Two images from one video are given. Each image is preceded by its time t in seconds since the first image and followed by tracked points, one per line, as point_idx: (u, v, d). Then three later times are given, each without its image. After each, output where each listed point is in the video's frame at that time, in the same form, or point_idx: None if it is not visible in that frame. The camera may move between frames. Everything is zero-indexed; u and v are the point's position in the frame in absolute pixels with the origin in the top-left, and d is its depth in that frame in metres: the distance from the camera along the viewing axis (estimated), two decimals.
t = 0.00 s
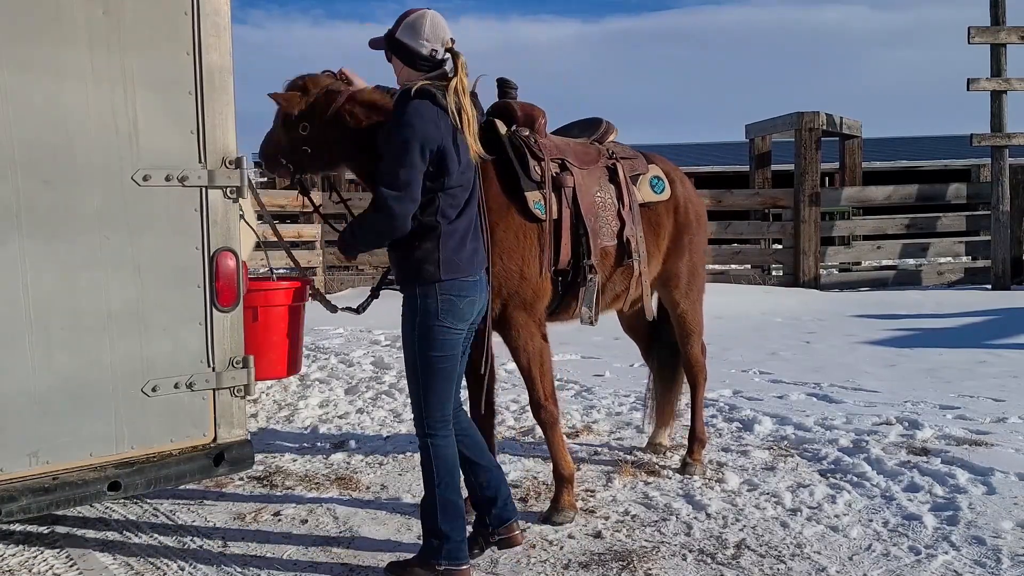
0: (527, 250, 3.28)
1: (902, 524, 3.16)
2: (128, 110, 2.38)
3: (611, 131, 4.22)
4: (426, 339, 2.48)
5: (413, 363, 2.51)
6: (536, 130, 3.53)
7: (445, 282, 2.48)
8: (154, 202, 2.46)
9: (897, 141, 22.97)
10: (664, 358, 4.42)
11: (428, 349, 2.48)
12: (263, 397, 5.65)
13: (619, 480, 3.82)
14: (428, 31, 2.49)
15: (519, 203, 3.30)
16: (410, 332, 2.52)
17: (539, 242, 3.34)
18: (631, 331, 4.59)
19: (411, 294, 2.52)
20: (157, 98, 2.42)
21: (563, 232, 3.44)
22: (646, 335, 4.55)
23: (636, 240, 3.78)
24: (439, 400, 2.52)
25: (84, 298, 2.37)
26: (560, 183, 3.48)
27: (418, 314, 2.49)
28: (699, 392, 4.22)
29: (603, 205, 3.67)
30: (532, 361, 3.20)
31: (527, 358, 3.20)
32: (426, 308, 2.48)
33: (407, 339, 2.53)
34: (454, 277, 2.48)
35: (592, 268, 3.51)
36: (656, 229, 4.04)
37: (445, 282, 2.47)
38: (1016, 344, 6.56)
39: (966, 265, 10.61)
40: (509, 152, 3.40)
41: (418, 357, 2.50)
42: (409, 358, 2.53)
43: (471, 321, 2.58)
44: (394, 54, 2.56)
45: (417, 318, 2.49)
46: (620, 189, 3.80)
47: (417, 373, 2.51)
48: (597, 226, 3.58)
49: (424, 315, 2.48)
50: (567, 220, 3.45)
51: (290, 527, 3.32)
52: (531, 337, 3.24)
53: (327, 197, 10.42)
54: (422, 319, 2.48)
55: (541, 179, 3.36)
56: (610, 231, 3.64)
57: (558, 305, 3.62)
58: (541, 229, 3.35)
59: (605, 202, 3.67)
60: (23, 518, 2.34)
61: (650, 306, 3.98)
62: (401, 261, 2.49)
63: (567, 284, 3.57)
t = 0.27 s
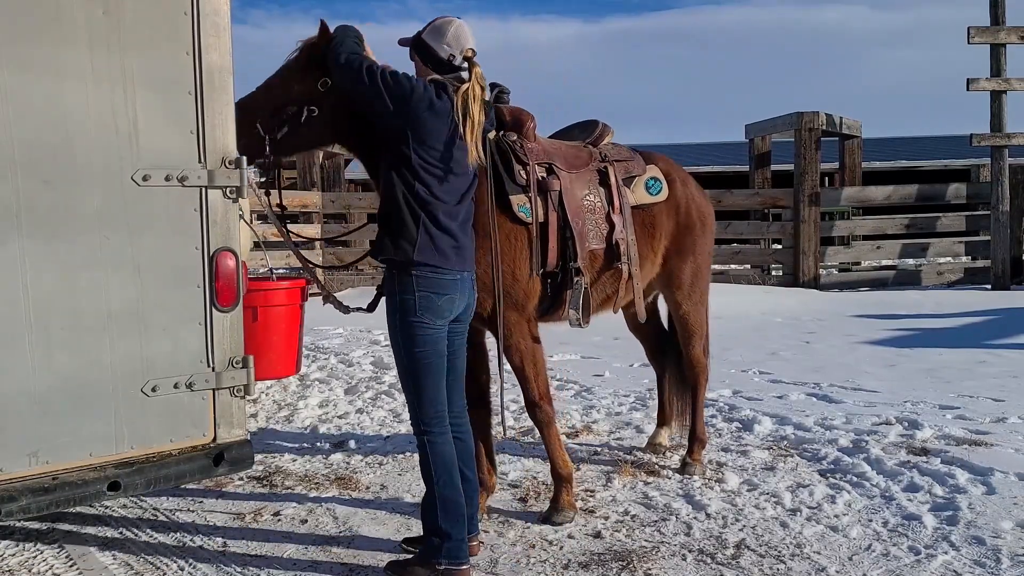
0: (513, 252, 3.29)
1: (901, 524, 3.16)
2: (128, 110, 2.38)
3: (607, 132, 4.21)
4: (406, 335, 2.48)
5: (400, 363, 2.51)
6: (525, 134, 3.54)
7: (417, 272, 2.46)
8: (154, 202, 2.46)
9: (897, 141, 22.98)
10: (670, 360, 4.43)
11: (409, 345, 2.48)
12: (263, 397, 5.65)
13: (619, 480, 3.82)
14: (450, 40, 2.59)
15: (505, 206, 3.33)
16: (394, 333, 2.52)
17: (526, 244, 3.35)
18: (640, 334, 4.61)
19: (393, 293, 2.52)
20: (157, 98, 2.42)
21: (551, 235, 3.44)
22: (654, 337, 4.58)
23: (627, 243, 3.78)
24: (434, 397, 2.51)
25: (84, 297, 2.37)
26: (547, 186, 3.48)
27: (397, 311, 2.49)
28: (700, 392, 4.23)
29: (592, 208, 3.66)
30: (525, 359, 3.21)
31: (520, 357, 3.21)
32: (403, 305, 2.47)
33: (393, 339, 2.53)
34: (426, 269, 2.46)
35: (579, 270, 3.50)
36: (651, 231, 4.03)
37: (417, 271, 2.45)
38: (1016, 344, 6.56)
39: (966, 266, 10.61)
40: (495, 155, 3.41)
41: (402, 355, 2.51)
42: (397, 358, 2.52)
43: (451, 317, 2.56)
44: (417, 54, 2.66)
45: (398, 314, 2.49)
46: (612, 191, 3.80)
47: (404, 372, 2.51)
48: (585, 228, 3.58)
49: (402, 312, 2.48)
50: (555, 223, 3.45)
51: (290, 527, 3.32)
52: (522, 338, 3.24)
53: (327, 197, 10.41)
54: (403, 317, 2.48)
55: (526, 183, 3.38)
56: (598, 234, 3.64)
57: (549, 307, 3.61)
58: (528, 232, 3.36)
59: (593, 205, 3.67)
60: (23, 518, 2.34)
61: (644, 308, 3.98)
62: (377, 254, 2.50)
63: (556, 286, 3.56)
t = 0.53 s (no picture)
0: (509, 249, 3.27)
1: (902, 524, 3.16)
2: (128, 110, 2.38)
3: (592, 135, 4.19)
4: (430, 335, 2.48)
5: (416, 361, 2.51)
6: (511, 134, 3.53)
7: (456, 267, 2.47)
8: (154, 202, 2.45)
9: (898, 140, 22.98)
10: (668, 360, 4.44)
11: (433, 345, 2.49)
12: (263, 397, 5.65)
13: (619, 480, 3.82)
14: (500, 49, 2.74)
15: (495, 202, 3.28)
16: (412, 331, 2.52)
17: (523, 241, 3.34)
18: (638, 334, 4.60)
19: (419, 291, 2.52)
20: (157, 98, 2.42)
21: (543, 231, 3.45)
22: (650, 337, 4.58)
23: (619, 240, 3.77)
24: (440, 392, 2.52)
25: (83, 297, 2.37)
26: (538, 184, 3.51)
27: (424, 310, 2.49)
28: (698, 391, 4.21)
29: (582, 206, 3.67)
30: (523, 356, 3.21)
31: (520, 354, 3.20)
32: (432, 303, 2.48)
33: (411, 337, 2.53)
34: (459, 264, 2.48)
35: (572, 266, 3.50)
36: (641, 229, 4.04)
37: (457, 266, 2.47)
38: (1016, 344, 6.56)
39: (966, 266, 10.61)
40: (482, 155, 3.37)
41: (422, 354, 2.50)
42: (411, 356, 2.53)
43: (477, 319, 2.59)
44: (465, 55, 2.78)
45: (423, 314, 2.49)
46: (601, 189, 3.81)
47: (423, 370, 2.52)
48: (575, 225, 3.58)
49: (429, 310, 2.48)
50: (547, 220, 3.47)
51: (290, 527, 3.32)
52: (522, 334, 3.24)
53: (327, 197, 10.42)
54: (426, 315, 2.49)
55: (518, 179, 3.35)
56: (590, 231, 3.64)
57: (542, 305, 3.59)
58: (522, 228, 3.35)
59: (583, 203, 3.67)
60: (22, 518, 2.33)
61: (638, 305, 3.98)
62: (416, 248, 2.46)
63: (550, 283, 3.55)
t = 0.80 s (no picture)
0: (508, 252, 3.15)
1: (901, 524, 3.16)
2: (128, 110, 2.38)
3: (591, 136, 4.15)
4: (522, 337, 2.54)
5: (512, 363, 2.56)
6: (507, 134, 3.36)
7: (538, 261, 2.53)
8: (154, 202, 2.45)
9: (898, 140, 22.97)
10: (662, 357, 4.43)
11: (524, 346, 2.55)
12: (263, 397, 5.65)
13: (619, 480, 3.82)
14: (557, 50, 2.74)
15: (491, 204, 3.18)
16: (499, 334, 2.55)
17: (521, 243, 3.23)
18: (631, 332, 4.59)
19: (498, 293, 2.52)
20: (157, 98, 2.42)
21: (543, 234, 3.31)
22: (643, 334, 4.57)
23: (616, 241, 3.77)
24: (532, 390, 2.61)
25: (84, 297, 2.37)
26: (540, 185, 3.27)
27: (512, 313, 2.51)
28: (694, 391, 4.23)
29: (582, 208, 3.64)
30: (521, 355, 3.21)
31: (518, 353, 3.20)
32: (520, 305, 2.51)
33: (499, 340, 2.55)
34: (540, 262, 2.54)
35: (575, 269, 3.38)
36: (635, 230, 4.05)
37: (539, 260, 2.53)
38: (1016, 344, 6.56)
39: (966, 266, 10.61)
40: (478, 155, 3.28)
41: (512, 355, 2.55)
42: (501, 358, 2.56)
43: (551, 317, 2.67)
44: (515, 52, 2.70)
45: (512, 317, 2.52)
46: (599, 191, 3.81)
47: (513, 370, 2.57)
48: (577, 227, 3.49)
49: (519, 312, 2.51)
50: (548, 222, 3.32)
51: (290, 527, 3.32)
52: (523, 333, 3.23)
53: (327, 197, 10.42)
54: (518, 318, 2.52)
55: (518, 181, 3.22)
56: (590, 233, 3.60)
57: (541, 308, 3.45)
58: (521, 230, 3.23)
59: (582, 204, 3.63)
60: (22, 518, 2.34)
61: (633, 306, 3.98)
62: (505, 247, 2.47)
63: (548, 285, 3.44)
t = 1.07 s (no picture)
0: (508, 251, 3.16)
1: (901, 524, 3.16)
2: (128, 110, 2.38)
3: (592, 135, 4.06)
4: (528, 333, 2.54)
5: (513, 358, 2.55)
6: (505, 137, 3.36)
7: (551, 268, 2.56)
8: (154, 202, 2.45)
9: (898, 140, 22.95)
10: (663, 356, 4.42)
11: (528, 343, 2.55)
12: (263, 397, 5.65)
13: (619, 480, 3.82)
14: (576, 58, 2.74)
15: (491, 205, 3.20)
16: (505, 329, 2.54)
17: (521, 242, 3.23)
18: (631, 332, 4.59)
19: (510, 289, 2.51)
20: (157, 98, 2.42)
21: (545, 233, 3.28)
22: (642, 332, 4.58)
23: (618, 238, 3.76)
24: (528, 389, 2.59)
25: (84, 297, 2.37)
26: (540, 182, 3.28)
27: (521, 310, 2.51)
28: (694, 390, 4.23)
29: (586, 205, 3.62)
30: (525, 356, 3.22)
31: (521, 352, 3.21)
32: (531, 305, 2.51)
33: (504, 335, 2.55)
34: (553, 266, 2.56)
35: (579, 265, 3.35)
36: (636, 228, 4.05)
37: (552, 267, 2.56)
38: (1016, 344, 6.56)
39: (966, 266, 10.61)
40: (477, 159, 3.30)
41: (515, 350, 2.55)
42: (504, 352, 2.56)
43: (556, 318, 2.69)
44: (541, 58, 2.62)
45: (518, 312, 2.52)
46: (601, 189, 3.79)
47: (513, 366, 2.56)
48: (581, 225, 3.49)
49: (529, 311, 2.52)
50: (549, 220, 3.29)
51: (290, 527, 3.32)
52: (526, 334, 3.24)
53: (327, 197, 10.41)
54: (526, 316, 2.52)
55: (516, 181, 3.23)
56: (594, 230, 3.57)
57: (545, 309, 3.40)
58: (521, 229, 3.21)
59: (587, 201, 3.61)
60: (22, 518, 2.34)
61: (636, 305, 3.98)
62: (521, 253, 2.48)
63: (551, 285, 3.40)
